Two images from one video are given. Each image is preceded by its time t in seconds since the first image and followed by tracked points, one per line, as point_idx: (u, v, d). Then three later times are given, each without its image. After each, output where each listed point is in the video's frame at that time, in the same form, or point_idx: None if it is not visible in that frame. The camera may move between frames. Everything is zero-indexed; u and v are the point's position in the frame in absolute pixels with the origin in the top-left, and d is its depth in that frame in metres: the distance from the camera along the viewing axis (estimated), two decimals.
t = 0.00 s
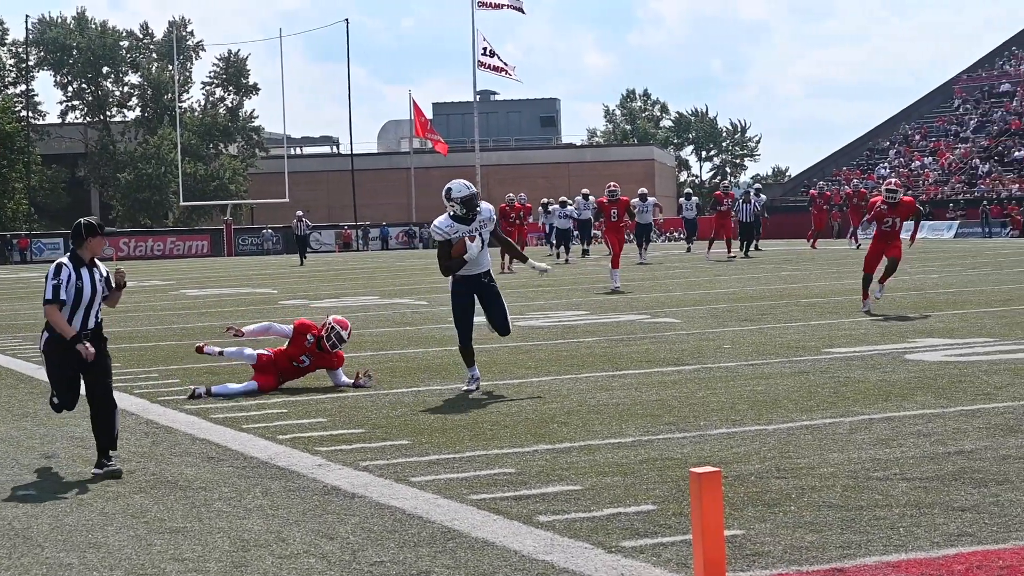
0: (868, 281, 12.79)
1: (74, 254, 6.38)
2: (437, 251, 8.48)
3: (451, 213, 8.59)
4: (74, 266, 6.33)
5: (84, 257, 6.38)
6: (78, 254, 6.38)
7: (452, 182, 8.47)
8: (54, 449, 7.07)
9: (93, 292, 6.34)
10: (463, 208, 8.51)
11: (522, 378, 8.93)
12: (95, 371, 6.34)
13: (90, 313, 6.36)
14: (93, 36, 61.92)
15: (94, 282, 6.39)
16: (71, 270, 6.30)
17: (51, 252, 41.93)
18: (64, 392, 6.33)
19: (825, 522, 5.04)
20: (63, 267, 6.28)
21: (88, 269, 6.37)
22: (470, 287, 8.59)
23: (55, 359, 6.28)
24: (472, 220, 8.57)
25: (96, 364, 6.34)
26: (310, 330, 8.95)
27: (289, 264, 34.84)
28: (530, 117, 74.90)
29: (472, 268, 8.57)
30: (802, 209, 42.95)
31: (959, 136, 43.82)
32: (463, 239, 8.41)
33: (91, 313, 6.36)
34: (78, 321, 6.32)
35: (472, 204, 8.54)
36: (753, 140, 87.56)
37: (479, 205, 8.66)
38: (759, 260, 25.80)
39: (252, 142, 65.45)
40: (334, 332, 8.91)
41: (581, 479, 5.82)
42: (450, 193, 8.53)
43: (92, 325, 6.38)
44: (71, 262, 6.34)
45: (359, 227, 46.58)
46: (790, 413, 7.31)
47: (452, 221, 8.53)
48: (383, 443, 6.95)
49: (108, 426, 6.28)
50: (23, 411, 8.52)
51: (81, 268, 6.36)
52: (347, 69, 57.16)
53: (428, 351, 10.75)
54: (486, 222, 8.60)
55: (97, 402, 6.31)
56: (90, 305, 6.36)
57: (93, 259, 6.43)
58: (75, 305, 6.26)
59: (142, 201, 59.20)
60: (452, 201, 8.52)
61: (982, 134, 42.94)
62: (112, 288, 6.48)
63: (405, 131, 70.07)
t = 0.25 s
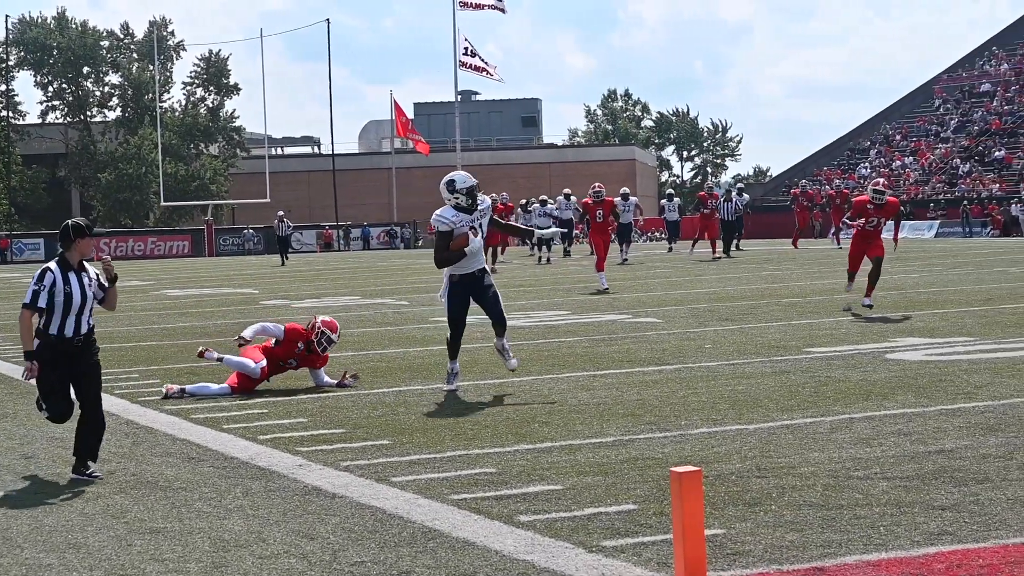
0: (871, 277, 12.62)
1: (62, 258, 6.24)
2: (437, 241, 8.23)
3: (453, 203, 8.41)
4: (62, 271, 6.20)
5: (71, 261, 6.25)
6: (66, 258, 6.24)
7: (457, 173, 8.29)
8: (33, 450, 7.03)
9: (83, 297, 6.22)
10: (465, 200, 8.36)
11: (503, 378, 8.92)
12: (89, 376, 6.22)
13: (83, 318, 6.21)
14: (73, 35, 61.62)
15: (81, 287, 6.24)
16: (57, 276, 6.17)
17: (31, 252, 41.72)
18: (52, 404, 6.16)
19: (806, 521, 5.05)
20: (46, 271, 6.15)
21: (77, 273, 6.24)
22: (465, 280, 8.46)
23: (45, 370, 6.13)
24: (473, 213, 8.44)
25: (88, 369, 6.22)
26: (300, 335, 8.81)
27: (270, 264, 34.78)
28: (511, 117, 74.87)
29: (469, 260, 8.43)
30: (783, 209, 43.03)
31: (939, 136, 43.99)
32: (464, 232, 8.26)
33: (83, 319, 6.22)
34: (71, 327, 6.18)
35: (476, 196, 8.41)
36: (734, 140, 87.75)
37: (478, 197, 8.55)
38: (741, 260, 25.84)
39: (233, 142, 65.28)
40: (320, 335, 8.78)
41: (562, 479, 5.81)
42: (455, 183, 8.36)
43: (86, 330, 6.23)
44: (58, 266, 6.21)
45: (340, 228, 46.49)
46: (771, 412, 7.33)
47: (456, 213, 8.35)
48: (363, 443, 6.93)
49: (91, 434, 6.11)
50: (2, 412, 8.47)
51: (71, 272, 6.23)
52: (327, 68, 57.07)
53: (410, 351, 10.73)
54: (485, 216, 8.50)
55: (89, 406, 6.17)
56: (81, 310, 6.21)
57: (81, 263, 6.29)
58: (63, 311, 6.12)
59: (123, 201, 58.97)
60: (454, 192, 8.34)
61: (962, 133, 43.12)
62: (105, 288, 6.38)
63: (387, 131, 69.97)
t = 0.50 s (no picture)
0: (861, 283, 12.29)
1: (50, 258, 6.18)
2: (439, 234, 8.14)
3: (456, 195, 8.35)
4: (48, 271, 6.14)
5: (60, 260, 6.19)
6: (54, 257, 6.18)
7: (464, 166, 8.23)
8: (14, 450, 6.99)
9: (72, 296, 6.16)
10: (469, 194, 8.31)
11: (486, 379, 8.92)
12: (84, 375, 6.20)
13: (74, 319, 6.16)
14: (55, 35, 61.33)
15: (69, 285, 6.18)
16: (43, 275, 6.11)
17: (13, 252, 41.49)
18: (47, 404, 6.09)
19: (788, 520, 5.06)
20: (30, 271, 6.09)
21: (64, 272, 6.17)
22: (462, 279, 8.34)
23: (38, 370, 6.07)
24: (475, 207, 8.43)
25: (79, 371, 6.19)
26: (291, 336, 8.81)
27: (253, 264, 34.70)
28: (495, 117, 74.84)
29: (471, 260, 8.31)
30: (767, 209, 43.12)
31: (922, 135, 44.15)
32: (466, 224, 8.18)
33: (78, 319, 6.19)
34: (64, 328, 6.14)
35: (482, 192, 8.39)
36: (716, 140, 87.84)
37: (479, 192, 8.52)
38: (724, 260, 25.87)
39: (215, 142, 65.11)
40: (311, 336, 8.79)
41: (544, 479, 5.81)
42: (462, 177, 8.30)
43: (79, 331, 6.19)
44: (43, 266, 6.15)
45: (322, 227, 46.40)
46: (754, 412, 7.34)
47: (460, 205, 8.31)
48: (345, 443, 6.92)
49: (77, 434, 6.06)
50: None
51: (59, 272, 6.17)
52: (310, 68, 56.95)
53: (393, 352, 10.71)
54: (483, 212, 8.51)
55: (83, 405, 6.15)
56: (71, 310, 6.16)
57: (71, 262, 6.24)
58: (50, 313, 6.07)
59: (105, 201, 58.71)
60: (459, 186, 8.30)
61: (945, 133, 43.26)
62: (98, 285, 6.35)
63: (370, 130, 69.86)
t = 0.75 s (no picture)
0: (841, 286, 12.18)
1: (38, 253, 6.13)
2: (441, 231, 7.90)
3: (458, 192, 8.14)
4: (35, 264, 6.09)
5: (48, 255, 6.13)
6: (42, 252, 6.12)
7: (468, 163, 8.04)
8: None
9: (57, 290, 6.10)
10: (471, 192, 8.10)
11: (469, 380, 8.91)
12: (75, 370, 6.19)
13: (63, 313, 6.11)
14: (38, 36, 61.05)
15: (56, 280, 6.12)
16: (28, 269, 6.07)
17: None
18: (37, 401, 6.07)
19: (771, 520, 5.07)
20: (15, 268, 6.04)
21: (51, 267, 6.12)
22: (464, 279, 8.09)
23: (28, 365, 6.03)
24: (477, 206, 8.23)
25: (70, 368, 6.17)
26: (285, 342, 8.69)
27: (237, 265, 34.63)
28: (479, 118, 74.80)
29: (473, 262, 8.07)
30: (750, 210, 43.24)
31: (905, 136, 44.31)
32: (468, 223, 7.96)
33: (68, 314, 6.13)
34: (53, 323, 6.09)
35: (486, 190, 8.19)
36: (700, 140, 88.02)
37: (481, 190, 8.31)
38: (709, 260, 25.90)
39: (199, 143, 64.92)
40: (306, 341, 8.72)
41: (528, 479, 5.81)
42: (466, 174, 8.09)
43: (69, 325, 6.13)
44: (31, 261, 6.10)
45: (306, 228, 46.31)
46: (738, 412, 7.35)
47: (462, 203, 8.10)
48: (328, 444, 6.90)
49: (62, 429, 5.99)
50: None
51: (45, 267, 6.11)
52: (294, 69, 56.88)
53: (377, 352, 10.68)
54: (485, 211, 8.31)
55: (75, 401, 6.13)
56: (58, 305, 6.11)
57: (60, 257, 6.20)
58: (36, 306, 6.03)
59: (88, 202, 58.46)
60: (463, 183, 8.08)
61: (928, 134, 43.44)
62: (87, 280, 6.27)
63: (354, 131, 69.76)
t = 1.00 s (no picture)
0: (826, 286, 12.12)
1: (25, 250, 6.06)
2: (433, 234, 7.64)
3: (457, 193, 7.86)
4: (21, 259, 6.03)
5: (35, 251, 6.06)
6: (29, 250, 6.05)
7: (464, 163, 7.79)
8: None
9: (46, 285, 6.03)
10: (470, 192, 7.84)
11: (451, 380, 8.90)
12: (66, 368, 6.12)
13: (54, 308, 6.05)
14: (20, 36, 60.73)
15: (44, 276, 6.06)
16: (16, 264, 6.00)
17: None
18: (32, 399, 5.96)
19: (753, 520, 5.07)
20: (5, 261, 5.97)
21: (39, 263, 6.05)
22: (465, 283, 7.81)
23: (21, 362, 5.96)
24: (479, 206, 7.94)
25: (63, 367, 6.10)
26: (275, 349, 8.54)
27: (220, 265, 34.49)
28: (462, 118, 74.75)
29: (471, 265, 7.79)
30: (734, 210, 43.32)
31: (888, 137, 44.48)
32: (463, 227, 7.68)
33: (58, 309, 6.08)
34: (43, 318, 6.02)
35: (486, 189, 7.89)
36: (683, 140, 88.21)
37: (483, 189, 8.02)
38: (692, 261, 25.94)
39: (182, 143, 64.70)
40: (296, 346, 8.64)
41: (510, 479, 5.80)
42: (463, 174, 7.83)
43: (61, 323, 6.08)
44: (17, 257, 6.04)
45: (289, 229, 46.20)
46: (719, 413, 7.36)
47: (460, 204, 7.82)
48: (310, 444, 6.89)
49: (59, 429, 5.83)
50: None
51: (33, 263, 6.04)
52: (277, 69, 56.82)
53: (360, 353, 10.66)
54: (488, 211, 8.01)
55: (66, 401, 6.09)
56: (47, 300, 6.04)
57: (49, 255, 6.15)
58: (25, 300, 5.97)
59: (70, 202, 58.16)
60: (461, 184, 7.82)
61: (910, 135, 43.62)
62: (76, 277, 6.21)
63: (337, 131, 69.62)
